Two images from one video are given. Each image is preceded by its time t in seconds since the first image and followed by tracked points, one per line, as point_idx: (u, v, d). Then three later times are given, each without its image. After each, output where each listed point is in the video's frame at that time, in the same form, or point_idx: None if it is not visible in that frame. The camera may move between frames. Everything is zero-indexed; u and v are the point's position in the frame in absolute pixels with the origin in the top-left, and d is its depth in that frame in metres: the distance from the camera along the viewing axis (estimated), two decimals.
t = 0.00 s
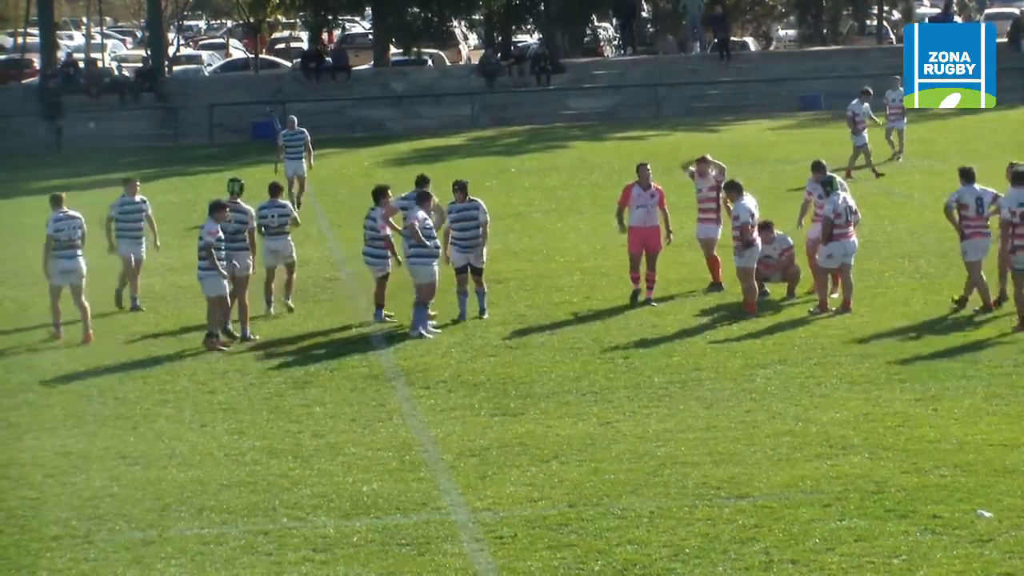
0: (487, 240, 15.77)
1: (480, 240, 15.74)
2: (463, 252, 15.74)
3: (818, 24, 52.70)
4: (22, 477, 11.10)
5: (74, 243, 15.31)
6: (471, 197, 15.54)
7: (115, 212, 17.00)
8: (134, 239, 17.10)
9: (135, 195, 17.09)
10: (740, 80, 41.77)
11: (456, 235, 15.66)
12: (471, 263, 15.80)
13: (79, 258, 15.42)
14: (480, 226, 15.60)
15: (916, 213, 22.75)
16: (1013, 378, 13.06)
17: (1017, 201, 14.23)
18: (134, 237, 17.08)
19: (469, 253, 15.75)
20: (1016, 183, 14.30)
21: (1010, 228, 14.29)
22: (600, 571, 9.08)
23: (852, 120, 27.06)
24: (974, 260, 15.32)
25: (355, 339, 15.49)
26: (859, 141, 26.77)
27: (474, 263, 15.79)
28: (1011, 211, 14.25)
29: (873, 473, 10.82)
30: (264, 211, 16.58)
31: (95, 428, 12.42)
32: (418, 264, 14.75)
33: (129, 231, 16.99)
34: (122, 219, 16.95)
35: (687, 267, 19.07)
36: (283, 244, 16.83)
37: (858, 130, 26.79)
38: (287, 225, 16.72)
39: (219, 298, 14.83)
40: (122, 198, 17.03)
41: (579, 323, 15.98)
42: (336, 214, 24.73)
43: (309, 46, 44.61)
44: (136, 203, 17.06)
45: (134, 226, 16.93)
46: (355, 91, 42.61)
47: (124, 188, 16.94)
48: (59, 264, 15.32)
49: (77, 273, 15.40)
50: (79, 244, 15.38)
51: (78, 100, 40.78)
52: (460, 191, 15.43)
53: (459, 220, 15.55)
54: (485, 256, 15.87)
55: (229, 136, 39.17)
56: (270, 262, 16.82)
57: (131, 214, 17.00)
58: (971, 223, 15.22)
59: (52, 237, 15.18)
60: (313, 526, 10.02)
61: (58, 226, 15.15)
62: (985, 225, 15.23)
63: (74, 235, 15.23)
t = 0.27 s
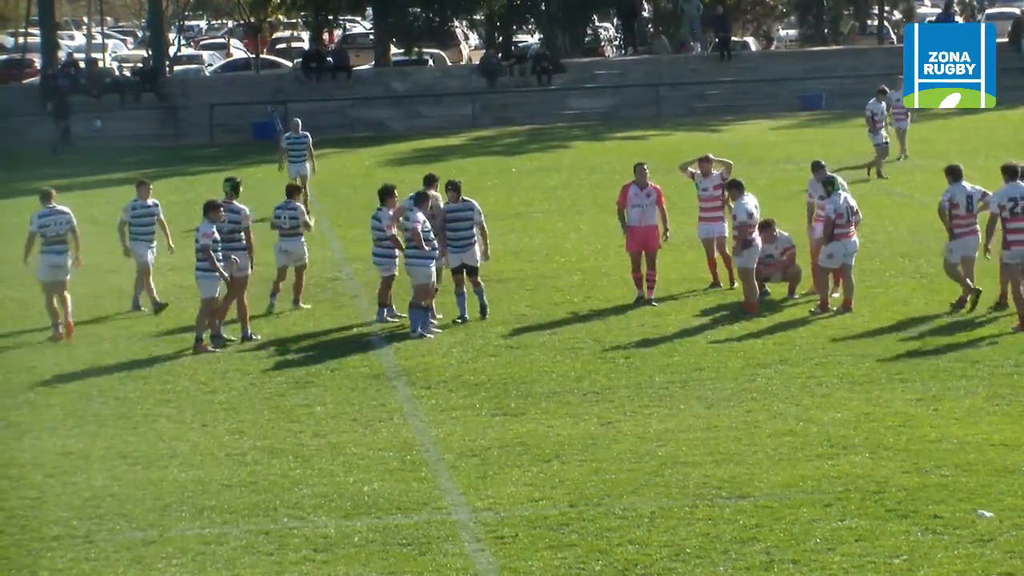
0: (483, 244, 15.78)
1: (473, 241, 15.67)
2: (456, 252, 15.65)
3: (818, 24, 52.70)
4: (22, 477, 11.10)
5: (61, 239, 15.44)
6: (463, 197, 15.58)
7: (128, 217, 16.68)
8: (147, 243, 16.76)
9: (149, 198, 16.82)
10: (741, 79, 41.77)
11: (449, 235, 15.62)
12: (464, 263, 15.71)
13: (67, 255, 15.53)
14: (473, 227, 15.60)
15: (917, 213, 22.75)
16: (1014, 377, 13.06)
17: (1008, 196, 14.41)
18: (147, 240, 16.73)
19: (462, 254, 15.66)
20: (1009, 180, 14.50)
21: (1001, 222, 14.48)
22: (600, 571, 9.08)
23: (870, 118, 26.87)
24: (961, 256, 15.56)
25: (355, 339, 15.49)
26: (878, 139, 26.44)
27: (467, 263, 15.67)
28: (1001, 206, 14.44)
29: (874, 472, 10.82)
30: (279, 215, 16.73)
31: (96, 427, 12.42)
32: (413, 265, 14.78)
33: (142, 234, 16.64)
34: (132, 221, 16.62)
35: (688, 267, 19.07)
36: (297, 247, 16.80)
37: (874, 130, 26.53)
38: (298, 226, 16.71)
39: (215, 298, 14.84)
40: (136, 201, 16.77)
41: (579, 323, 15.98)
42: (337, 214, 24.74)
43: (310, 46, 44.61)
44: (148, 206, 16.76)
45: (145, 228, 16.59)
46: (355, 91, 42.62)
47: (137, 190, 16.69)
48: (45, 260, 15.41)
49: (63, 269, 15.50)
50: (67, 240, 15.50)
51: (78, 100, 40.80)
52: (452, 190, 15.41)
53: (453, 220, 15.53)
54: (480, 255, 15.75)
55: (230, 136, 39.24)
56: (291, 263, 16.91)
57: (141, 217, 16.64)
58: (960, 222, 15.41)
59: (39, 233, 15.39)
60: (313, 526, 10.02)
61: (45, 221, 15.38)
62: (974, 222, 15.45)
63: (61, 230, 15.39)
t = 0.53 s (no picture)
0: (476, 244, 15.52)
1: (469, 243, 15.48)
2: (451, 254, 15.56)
3: (819, 24, 52.70)
4: (23, 478, 11.10)
5: (49, 239, 15.59)
6: (458, 198, 15.54)
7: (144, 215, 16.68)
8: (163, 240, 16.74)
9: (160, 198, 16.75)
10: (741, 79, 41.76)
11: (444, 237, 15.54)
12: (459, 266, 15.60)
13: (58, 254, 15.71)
14: (469, 229, 15.42)
15: (917, 213, 22.75)
16: (1014, 377, 13.06)
17: (1001, 197, 14.43)
18: (161, 240, 16.72)
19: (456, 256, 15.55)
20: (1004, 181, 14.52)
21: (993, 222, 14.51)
22: (601, 571, 9.08)
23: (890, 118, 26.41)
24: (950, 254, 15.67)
25: (356, 339, 15.50)
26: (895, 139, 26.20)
27: (460, 263, 15.57)
28: (994, 205, 14.46)
29: (874, 472, 10.82)
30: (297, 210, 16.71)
31: (96, 428, 12.42)
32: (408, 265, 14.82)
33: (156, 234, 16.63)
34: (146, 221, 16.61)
35: (688, 267, 19.08)
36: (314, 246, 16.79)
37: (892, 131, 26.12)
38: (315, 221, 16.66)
39: (208, 300, 14.74)
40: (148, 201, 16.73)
41: (580, 323, 15.98)
42: (337, 214, 24.74)
43: (310, 46, 44.63)
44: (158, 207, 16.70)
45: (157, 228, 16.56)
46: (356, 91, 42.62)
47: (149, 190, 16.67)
48: (38, 261, 15.61)
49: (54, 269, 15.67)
50: (56, 240, 15.63)
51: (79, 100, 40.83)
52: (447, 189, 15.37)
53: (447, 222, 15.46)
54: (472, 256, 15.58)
55: (230, 136, 39.22)
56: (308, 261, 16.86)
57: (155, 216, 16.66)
58: (952, 220, 15.54)
59: (27, 234, 15.53)
60: (314, 526, 10.02)
61: (35, 222, 15.47)
62: (965, 221, 15.57)
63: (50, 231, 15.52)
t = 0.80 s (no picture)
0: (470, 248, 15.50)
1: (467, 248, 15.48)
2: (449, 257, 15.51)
3: (819, 24, 52.71)
4: (24, 478, 11.11)
5: (39, 236, 15.79)
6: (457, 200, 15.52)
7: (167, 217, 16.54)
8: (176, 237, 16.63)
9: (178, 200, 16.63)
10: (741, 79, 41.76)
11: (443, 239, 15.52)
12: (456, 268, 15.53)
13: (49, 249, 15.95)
14: (463, 233, 15.48)
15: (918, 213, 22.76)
16: (1015, 377, 13.07)
17: (995, 190, 14.76)
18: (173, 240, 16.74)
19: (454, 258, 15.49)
20: (994, 176, 14.81)
21: (986, 216, 14.83)
22: (602, 572, 9.08)
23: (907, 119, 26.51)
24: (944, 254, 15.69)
25: (356, 339, 15.51)
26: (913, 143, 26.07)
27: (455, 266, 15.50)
28: (988, 199, 14.76)
29: (875, 473, 10.82)
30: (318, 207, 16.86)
31: (97, 428, 12.43)
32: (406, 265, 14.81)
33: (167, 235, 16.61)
34: (165, 225, 16.50)
35: (689, 267, 19.08)
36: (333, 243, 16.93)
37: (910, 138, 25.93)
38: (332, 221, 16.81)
39: (206, 303, 14.76)
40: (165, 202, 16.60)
41: (580, 323, 15.99)
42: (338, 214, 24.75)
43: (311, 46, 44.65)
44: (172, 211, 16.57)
45: (172, 234, 16.42)
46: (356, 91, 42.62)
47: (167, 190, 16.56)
48: (28, 257, 15.83)
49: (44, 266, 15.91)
50: (46, 237, 15.84)
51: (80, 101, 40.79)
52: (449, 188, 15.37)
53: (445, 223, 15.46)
54: (465, 260, 15.51)
55: (231, 136, 39.24)
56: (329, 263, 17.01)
57: (174, 220, 16.60)
58: (945, 221, 15.54)
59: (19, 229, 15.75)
60: (314, 527, 10.02)
61: (27, 218, 15.68)
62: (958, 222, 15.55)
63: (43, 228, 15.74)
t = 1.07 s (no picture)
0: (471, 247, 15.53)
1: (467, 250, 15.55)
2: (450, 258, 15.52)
3: (820, 24, 52.68)
4: (24, 477, 11.11)
5: (33, 235, 16.04)
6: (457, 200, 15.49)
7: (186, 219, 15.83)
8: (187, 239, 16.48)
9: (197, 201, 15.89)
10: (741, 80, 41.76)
11: (443, 240, 15.56)
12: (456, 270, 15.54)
13: (39, 249, 16.14)
14: (463, 232, 15.45)
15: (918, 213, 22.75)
16: (1015, 377, 13.07)
17: (984, 192, 14.70)
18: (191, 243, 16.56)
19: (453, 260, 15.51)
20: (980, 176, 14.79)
21: (976, 218, 14.76)
22: (602, 571, 9.08)
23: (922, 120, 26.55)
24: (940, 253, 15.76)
25: (357, 339, 15.51)
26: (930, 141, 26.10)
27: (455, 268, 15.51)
28: (978, 201, 14.70)
29: (875, 472, 10.82)
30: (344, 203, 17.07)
31: (97, 428, 12.43)
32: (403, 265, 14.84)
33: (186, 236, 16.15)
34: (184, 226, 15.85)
35: (690, 267, 19.09)
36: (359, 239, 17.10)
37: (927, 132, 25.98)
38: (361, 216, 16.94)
39: (209, 301, 14.80)
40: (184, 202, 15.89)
41: (581, 323, 15.99)
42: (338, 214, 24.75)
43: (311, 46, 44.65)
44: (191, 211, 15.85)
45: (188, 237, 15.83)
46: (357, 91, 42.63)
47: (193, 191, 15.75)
48: (19, 255, 16.08)
49: (37, 264, 16.13)
50: (39, 236, 16.09)
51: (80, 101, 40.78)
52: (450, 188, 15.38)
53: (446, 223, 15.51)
54: (463, 262, 15.53)
55: (231, 136, 39.25)
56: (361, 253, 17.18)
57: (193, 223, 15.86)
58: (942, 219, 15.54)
59: (12, 228, 15.97)
60: (315, 527, 10.01)
61: (19, 218, 15.89)
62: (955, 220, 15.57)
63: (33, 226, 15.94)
